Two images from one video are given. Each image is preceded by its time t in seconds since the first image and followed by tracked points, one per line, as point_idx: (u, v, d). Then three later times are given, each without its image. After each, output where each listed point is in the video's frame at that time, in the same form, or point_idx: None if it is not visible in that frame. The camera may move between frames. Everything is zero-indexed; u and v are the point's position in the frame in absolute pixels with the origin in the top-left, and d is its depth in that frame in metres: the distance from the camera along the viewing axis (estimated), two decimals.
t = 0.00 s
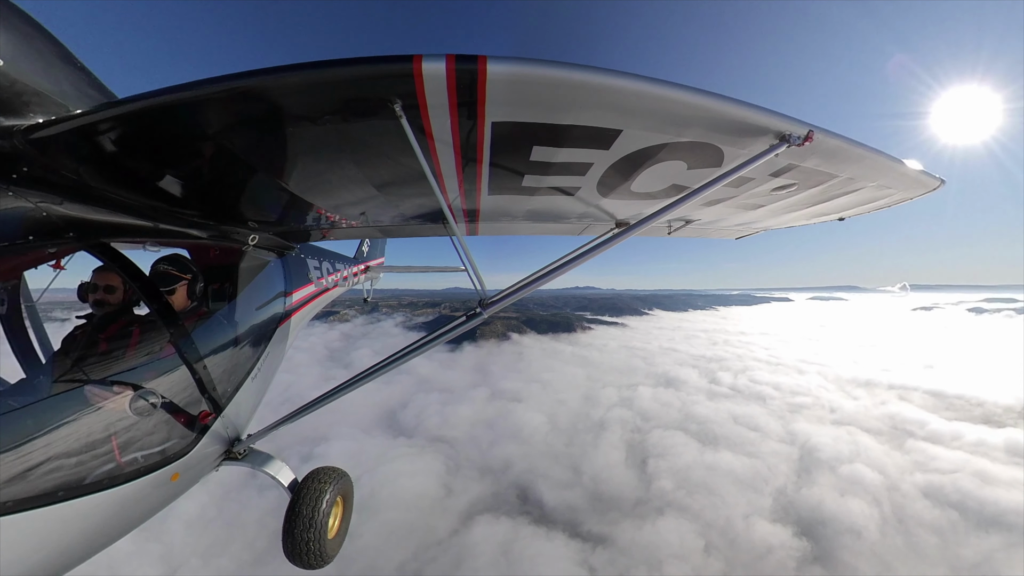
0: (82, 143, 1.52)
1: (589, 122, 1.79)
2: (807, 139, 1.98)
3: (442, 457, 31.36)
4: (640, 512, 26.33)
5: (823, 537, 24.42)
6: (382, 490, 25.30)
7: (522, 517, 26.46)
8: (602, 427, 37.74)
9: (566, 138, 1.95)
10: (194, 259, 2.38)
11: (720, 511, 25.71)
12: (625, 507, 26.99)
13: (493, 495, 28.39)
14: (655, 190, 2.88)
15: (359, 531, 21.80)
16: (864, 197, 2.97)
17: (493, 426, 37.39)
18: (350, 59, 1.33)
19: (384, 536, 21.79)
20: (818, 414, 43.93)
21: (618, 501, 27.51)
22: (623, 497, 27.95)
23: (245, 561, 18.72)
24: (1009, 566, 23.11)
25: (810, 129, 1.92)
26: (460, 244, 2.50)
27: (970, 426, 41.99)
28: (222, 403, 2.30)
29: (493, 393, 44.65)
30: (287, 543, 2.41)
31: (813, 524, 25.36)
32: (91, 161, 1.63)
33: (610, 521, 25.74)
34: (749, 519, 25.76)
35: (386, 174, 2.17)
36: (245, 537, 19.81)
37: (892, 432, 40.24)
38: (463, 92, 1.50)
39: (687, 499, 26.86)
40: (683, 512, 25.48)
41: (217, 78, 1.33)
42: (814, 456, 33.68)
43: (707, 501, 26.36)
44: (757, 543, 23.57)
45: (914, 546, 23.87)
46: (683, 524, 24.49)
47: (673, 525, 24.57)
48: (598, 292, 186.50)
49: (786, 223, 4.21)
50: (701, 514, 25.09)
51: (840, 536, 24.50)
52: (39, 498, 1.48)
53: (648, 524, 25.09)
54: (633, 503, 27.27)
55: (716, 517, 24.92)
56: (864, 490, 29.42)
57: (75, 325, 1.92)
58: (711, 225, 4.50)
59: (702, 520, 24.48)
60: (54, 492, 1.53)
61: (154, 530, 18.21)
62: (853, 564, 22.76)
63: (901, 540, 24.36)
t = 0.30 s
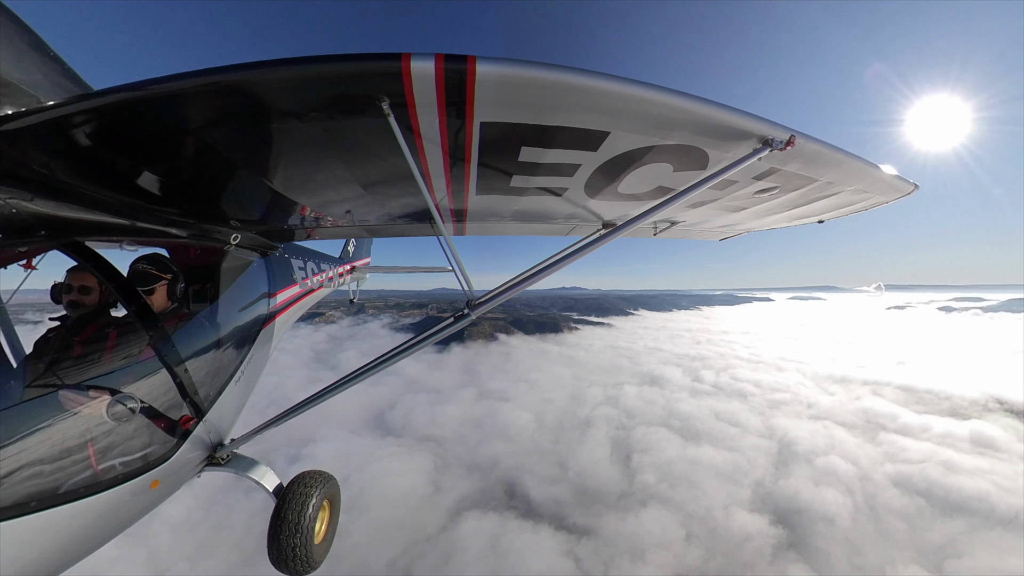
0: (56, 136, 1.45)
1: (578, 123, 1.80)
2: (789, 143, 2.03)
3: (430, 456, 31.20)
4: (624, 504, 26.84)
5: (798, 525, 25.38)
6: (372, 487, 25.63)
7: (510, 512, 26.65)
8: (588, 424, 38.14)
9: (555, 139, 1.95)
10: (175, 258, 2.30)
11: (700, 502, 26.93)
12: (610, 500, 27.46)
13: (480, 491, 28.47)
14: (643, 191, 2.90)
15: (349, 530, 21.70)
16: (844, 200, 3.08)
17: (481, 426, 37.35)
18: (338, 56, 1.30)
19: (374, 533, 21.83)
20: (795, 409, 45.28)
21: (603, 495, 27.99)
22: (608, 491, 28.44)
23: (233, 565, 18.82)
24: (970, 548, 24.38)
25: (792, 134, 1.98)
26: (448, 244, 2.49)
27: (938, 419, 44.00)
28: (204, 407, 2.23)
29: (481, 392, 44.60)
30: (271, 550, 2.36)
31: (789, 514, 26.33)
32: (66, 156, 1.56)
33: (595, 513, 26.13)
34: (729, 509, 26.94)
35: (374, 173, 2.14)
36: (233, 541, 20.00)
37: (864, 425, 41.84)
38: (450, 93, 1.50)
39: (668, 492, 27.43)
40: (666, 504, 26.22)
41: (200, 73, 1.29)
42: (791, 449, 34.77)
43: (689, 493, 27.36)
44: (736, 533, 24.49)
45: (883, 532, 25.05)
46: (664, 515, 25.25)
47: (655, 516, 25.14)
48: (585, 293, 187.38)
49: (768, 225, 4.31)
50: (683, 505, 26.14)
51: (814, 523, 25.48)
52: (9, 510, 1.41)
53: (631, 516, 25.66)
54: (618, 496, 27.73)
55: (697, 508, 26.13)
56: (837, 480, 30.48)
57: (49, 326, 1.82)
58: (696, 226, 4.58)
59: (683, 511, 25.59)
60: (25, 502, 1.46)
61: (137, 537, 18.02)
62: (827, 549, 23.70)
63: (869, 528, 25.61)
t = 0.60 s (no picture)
0: (27, 130, 1.39)
1: (567, 125, 1.81)
2: (772, 148, 2.09)
3: (418, 456, 31.00)
4: (609, 499, 27.24)
5: (775, 516, 26.27)
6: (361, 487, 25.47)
7: (497, 508, 26.74)
8: (574, 422, 38.43)
9: (543, 141, 1.95)
10: (153, 258, 2.23)
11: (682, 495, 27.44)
12: (595, 495, 27.74)
13: (469, 489, 28.44)
14: (631, 193, 2.94)
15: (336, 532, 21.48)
16: (822, 204, 3.18)
17: (468, 425, 37.25)
18: (326, 53, 1.29)
19: (363, 533, 21.72)
20: (774, 405, 46.44)
21: (588, 491, 28.30)
22: (593, 486, 28.77)
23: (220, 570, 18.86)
24: (935, 532, 25.52)
25: (776, 139, 2.04)
26: (436, 245, 2.47)
27: (908, 413, 45.80)
28: (185, 412, 2.15)
29: (468, 392, 44.49)
30: (255, 558, 2.30)
31: (767, 505, 27.18)
32: (38, 150, 1.49)
33: (580, 508, 26.46)
34: (709, 501, 27.35)
35: (363, 172, 2.12)
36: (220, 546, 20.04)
37: (839, 419, 43.22)
38: (440, 91, 1.48)
39: (652, 486, 27.87)
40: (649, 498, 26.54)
41: (182, 68, 1.25)
42: (769, 443, 35.69)
43: (671, 487, 27.90)
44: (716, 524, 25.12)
45: (855, 521, 26.02)
46: (649, 509, 25.70)
47: (639, 509, 25.67)
48: (572, 294, 188.18)
49: (752, 227, 4.41)
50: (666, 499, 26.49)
51: (792, 514, 26.37)
52: None
53: (616, 509, 26.09)
54: (603, 492, 28.12)
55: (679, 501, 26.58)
56: (812, 471, 31.38)
57: (20, 329, 1.76)
58: (682, 228, 4.66)
59: (667, 504, 26.15)
60: None
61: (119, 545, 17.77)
62: (802, 537, 24.59)
63: (843, 516, 26.53)
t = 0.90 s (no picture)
0: None
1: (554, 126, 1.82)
2: (757, 151, 2.14)
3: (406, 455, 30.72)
4: (593, 494, 27.59)
5: (753, 506, 26.96)
6: (347, 488, 25.16)
7: (484, 505, 26.70)
8: (560, 420, 38.68)
9: (532, 142, 1.96)
10: (132, 257, 2.16)
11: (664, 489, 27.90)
12: (580, 491, 28.00)
13: (457, 486, 28.32)
14: (618, 194, 2.97)
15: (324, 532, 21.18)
16: (804, 207, 3.28)
17: (455, 424, 37.08)
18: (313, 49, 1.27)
19: (350, 533, 21.48)
20: (753, 401, 47.57)
21: (573, 486, 28.55)
22: (577, 482, 29.04)
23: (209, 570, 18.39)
24: (902, 518, 26.59)
25: (759, 144, 2.10)
26: (424, 246, 2.44)
27: (878, 407, 47.56)
28: (165, 417, 2.08)
29: (455, 392, 44.28)
30: (238, 566, 2.23)
31: (745, 496, 27.91)
32: (9, 144, 1.43)
33: (566, 503, 26.71)
34: (689, 493, 27.79)
35: (349, 171, 2.08)
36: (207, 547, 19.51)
37: (815, 413, 44.62)
38: (428, 90, 1.47)
39: (635, 481, 28.29)
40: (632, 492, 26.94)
41: (163, 61, 1.21)
42: (748, 437, 36.57)
43: (653, 481, 28.35)
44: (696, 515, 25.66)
45: (828, 509, 26.94)
46: (631, 502, 26.10)
47: (622, 503, 26.06)
48: (559, 295, 188.60)
49: (736, 229, 4.50)
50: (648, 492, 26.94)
51: (768, 503, 27.13)
52: None
53: (599, 504, 26.45)
54: (587, 487, 28.43)
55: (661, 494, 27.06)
56: (788, 463, 32.28)
57: None
58: (668, 230, 4.73)
59: (648, 497, 26.63)
60: None
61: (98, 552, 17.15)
62: (778, 526, 25.38)
63: (815, 504, 27.40)
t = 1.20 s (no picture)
0: None
1: (542, 126, 1.82)
2: (738, 155, 2.20)
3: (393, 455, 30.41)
4: (577, 488, 27.86)
5: (731, 498, 27.65)
6: (333, 487, 24.79)
7: (471, 501, 26.66)
8: (546, 419, 38.87)
9: (519, 142, 1.97)
10: (107, 256, 2.08)
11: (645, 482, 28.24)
12: (565, 485, 28.23)
13: (444, 484, 28.19)
14: (604, 196, 3.00)
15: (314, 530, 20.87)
16: (785, 209, 3.37)
17: (442, 424, 36.87)
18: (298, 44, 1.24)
19: (339, 531, 21.19)
20: (733, 397, 48.62)
21: (558, 481, 28.76)
22: (562, 477, 29.25)
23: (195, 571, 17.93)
24: (870, 505, 27.68)
25: (741, 147, 2.16)
26: (410, 246, 2.42)
27: (851, 402, 49.33)
28: (142, 422, 2.01)
29: (442, 392, 44.03)
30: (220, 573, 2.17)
31: (724, 488, 28.59)
32: None
33: (550, 498, 26.91)
34: (670, 486, 28.21)
35: (334, 169, 2.05)
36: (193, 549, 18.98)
37: (792, 409, 46.01)
38: (415, 88, 1.46)
39: (618, 474, 28.63)
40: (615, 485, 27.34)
41: (141, 52, 1.17)
42: (726, 432, 37.32)
43: (635, 475, 28.72)
44: (676, 508, 26.09)
45: (802, 498, 27.82)
46: (614, 495, 26.41)
47: (605, 496, 26.36)
48: (546, 296, 189.32)
49: (720, 230, 4.59)
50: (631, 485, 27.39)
51: (746, 494, 27.87)
52: None
53: (583, 497, 26.75)
54: (572, 481, 28.65)
55: (643, 487, 27.48)
56: (765, 456, 33.08)
57: None
58: (654, 230, 4.80)
59: (631, 490, 27.02)
60: None
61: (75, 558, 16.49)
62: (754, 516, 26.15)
63: (790, 494, 28.19)
